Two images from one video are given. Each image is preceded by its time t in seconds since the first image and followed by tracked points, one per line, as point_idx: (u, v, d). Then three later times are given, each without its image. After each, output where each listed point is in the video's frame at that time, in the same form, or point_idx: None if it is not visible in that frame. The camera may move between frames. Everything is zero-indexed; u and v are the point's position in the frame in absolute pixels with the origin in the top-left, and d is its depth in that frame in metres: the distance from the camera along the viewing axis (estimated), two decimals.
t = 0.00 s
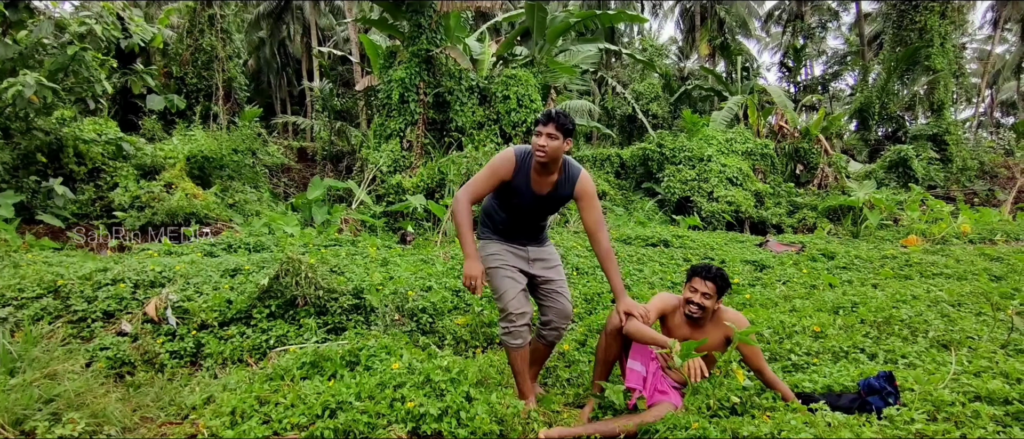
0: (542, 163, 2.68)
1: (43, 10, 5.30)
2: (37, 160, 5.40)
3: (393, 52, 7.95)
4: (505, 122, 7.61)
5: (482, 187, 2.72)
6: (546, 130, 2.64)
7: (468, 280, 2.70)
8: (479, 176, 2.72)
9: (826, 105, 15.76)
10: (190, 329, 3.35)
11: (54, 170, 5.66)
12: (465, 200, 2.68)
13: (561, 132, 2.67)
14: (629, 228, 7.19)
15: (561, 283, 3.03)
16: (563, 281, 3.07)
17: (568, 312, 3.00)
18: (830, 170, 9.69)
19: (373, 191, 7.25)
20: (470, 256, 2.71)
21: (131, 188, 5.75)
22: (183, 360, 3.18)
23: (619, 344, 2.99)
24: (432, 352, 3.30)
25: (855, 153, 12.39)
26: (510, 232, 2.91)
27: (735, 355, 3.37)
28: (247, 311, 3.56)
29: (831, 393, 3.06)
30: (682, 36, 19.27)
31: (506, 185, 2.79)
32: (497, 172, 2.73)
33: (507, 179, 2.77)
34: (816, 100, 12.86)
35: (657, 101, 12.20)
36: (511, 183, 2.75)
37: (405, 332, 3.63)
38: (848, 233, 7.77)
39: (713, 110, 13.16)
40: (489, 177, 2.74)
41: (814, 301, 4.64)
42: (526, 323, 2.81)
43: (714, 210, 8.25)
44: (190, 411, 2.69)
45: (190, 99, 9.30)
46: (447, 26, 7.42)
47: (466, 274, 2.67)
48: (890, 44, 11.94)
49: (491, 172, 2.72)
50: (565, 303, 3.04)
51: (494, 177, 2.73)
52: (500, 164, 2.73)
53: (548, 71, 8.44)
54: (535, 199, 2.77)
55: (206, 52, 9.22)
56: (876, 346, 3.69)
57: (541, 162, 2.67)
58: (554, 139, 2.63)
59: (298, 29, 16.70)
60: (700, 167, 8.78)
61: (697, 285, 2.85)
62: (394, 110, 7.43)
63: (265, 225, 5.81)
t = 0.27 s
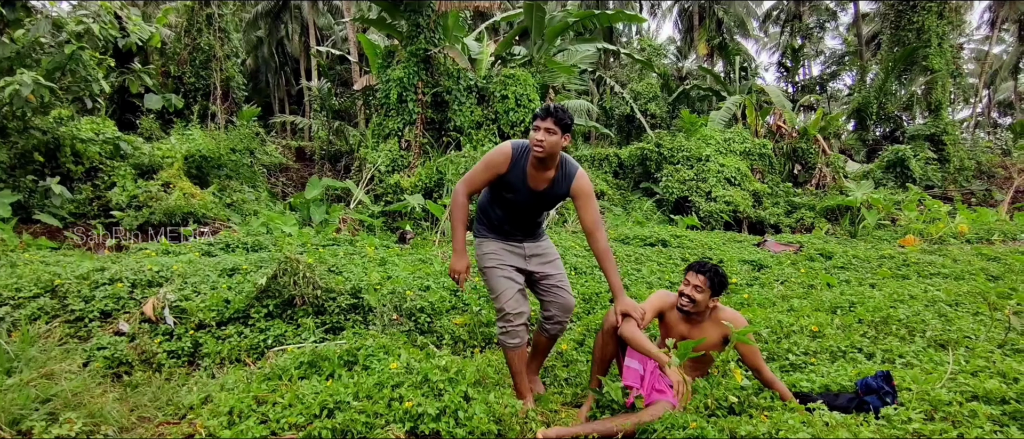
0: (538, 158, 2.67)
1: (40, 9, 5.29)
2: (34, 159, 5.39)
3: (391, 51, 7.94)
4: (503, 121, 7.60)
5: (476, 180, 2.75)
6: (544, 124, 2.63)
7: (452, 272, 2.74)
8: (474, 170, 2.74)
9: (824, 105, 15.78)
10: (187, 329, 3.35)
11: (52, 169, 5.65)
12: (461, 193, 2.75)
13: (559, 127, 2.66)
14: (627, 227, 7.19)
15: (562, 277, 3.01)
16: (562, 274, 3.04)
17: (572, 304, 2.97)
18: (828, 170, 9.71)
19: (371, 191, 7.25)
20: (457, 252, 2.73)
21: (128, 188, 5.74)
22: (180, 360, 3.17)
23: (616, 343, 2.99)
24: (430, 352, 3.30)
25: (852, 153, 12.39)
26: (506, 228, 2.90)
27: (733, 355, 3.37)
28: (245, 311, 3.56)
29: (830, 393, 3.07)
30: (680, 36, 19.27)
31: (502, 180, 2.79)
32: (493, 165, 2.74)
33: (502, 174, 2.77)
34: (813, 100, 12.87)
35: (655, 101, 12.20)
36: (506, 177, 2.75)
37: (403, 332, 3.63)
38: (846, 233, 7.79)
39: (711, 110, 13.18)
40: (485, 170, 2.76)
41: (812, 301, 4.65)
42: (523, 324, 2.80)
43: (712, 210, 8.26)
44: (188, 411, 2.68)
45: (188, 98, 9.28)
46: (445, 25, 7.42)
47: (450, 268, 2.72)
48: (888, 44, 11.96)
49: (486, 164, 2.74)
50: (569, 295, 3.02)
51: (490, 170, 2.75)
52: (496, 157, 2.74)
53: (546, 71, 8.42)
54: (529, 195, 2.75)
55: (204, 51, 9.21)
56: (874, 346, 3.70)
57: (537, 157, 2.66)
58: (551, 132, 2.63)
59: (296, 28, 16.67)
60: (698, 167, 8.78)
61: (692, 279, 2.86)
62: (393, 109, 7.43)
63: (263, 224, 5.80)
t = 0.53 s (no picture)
0: (541, 152, 2.61)
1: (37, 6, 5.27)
2: (31, 156, 5.37)
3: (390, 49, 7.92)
4: (502, 120, 7.60)
5: (476, 170, 2.71)
6: (555, 120, 2.51)
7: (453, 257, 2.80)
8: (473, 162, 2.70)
9: (821, 105, 15.80)
10: (184, 326, 3.34)
11: (48, 166, 5.63)
12: (460, 183, 2.74)
13: (573, 127, 2.50)
14: (625, 227, 7.19)
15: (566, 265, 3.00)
16: (566, 262, 3.03)
17: (578, 293, 2.97)
18: (826, 171, 9.73)
19: (368, 189, 7.24)
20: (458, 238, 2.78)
21: (126, 185, 5.72)
22: (177, 357, 3.17)
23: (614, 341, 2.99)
24: (428, 350, 3.30)
25: (850, 153, 12.40)
26: (504, 222, 2.86)
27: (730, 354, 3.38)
28: (242, 309, 3.55)
29: (826, 392, 3.07)
30: (678, 36, 19.27)
31: (501, 173, 2.74)
32: (493, 156, 2.68)
33: (502, 167, 2.72)
34: (811, 100, 12.89)
35: (654, 101, 12.20)
36: (506, 169, 2.70)
37: (401, 330, 3.62)
38: (843, 233, 7.80)
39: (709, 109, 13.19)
40: (485, 160, 2.71)
41: (810, 300, 4.66)
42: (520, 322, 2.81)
43: (709, 209, 8.27)
44: (185, 409, 2.67)
45: (186, 95, 9.26)
46: (443, 23, 7.40)
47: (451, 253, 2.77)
48: (886, 45, 11.99)
49: (487, 155, 2.68)
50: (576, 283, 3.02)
51: (490, 161, 2.70)
52: (497, 148, 2.69)
53: (544, 70, 8.42)
54: (529, 188, 2.71)
55: (201, 49, 9.18)
56: (871, 345, 3.71)
57: (540, 151, 2.60)
58: (563, 131, 2.50)
59: (295, 26, 16.64)
60: (696, 167, 8.79)
61: (691, 279, 2.85)
62: (391, 108, 7.42)
63: (260, 222, 5.79)
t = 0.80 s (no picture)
0: (556, 150, 2.59)
1: None
2: (25, 148, 5.33)
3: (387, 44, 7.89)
4: (499, 116, 7.59)
5: (489, 168, 2.66)
6: (575, 122, 2.49)
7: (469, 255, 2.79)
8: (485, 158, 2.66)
9: (818, 104, 15.84)
10: (179, 320, 3.33)
11: (43, 159, 5.60)
12: (470, 178, 2.70)
13: (592, 130, 2.50)
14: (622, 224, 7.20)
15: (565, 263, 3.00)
16: (566, 259, 3.04)
17: (577, 291, 2.99)
18: (822, 169, 9.77)
19: (365, 184, 7.22)
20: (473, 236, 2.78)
21: (120, 179, 5.70)
22: (172, 351, 3.15)
23: (611, 337, 3.00)
24: (424, 345, 3.30)
25: (846, 152, 12.43)
26: (511, 218, 2.85)
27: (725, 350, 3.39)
28: (237, 303, 3.54)
29: (821, 388, 3.08)
30: (676, 33, 19.26)
31: (511, 169, 2.71)
32: (506, 152, 2.64)
33: (513, 163, 2.69)
34: (808, 99, 12.91)
35: (651, 98, 12.21)
36: (518, 165, 2.67)
37: (396, 325, 3.62)
38: (839, 232, 7.83)
39: (706, 107, 13.21)
40: (497, 156, 2.67)
41: (805, 298, 4.68)
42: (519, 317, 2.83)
43: (705, 207, 8.29)
44: (179, 402, 2.66)
45: (181, 89, 9.22)
46: (441, 19, 7.38)
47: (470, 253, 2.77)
48: (883, 44, 12.03)
49: (499, 151, 2.64)
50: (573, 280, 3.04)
51: (503, 158, 2.65)
52: (509, 144, 2.65)
53: (542, 66, 8.42)
54: (541, 185, 2.70)
55: (198, 42, 9.14)
56: (865, 343, 3.73)
57: (556, 149, 2.59)
58: (582, 134, 2.49)
59: (292, 21, 16.55)
60: (693, 164, 8.80)
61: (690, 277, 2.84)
62: (388, 103, 7.41)
63: (256, 217, 5.77)
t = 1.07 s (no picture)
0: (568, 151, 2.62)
1: None
2: (14, 136, 5.27)
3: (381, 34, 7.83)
4: (493, 109, 7.57)
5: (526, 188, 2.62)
6: (586, 125, 2.50)
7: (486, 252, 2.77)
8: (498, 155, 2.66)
9: (812, 100, 15.89)
10: (169, 310, 3.30)
11: (31, 146, 5.53)
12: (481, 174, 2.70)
13: (602, 134, 2.51)
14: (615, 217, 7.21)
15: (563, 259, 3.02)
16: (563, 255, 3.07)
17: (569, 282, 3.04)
18: (814, 165, 9.81)
19: (358, 176, 7.19)
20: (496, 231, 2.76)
21: (111, 168, 5.64)
22: (162, 341, 3.13)
23: (602, 329, 3.00)
24: (416, 336, 3.30)
25: (838, 149, 12.49)
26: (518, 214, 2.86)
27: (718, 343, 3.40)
28: (228, 293, 3.52)
29: (813, 381, 3.09)
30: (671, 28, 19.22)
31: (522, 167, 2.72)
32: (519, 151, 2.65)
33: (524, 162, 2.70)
34: (802, 95, 12.95)
35: (645, 93, 12.21)
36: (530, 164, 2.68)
37: (389, 316, 3.61)
38: (831, 227, 7.88)
39: (700, 102, 13.23)
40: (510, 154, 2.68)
41: (797, 291, 4.70)
42: (519, 306, 2.83)
43: (699, 202, 8.31)
44: (169, 392, 2.62)
45: (173, 78, 9.12)
46: (436, 10, 7.34)
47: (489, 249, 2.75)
48: (877, 41, 12.08)
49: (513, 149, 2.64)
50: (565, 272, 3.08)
51: (529, 171, 2.63)
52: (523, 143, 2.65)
53: (536, 59, 8.40)
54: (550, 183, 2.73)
55: (190, 30, 9.04)
56: (857, 336, 3.75)
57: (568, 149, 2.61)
58: (593, 137, 2.51)
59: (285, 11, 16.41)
60: (686, 159, 8.82)
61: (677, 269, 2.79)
62: (382, 94, 7.37)
63: (247, 207, 5.74)
